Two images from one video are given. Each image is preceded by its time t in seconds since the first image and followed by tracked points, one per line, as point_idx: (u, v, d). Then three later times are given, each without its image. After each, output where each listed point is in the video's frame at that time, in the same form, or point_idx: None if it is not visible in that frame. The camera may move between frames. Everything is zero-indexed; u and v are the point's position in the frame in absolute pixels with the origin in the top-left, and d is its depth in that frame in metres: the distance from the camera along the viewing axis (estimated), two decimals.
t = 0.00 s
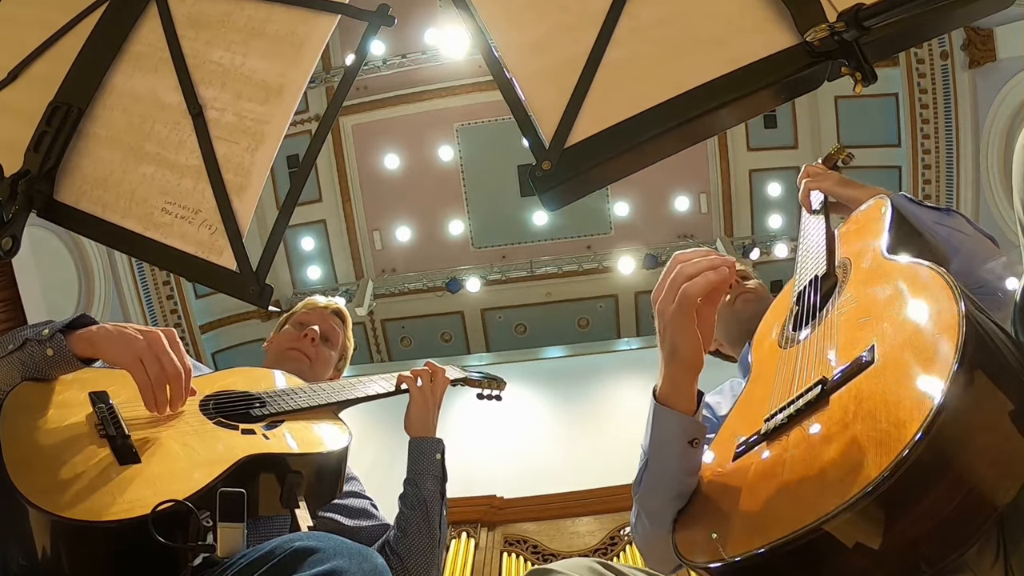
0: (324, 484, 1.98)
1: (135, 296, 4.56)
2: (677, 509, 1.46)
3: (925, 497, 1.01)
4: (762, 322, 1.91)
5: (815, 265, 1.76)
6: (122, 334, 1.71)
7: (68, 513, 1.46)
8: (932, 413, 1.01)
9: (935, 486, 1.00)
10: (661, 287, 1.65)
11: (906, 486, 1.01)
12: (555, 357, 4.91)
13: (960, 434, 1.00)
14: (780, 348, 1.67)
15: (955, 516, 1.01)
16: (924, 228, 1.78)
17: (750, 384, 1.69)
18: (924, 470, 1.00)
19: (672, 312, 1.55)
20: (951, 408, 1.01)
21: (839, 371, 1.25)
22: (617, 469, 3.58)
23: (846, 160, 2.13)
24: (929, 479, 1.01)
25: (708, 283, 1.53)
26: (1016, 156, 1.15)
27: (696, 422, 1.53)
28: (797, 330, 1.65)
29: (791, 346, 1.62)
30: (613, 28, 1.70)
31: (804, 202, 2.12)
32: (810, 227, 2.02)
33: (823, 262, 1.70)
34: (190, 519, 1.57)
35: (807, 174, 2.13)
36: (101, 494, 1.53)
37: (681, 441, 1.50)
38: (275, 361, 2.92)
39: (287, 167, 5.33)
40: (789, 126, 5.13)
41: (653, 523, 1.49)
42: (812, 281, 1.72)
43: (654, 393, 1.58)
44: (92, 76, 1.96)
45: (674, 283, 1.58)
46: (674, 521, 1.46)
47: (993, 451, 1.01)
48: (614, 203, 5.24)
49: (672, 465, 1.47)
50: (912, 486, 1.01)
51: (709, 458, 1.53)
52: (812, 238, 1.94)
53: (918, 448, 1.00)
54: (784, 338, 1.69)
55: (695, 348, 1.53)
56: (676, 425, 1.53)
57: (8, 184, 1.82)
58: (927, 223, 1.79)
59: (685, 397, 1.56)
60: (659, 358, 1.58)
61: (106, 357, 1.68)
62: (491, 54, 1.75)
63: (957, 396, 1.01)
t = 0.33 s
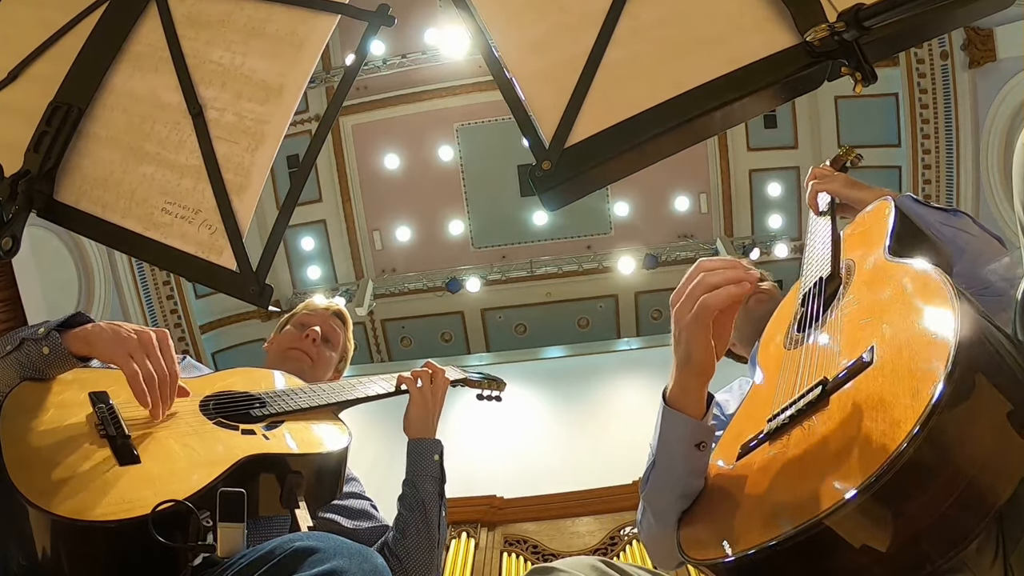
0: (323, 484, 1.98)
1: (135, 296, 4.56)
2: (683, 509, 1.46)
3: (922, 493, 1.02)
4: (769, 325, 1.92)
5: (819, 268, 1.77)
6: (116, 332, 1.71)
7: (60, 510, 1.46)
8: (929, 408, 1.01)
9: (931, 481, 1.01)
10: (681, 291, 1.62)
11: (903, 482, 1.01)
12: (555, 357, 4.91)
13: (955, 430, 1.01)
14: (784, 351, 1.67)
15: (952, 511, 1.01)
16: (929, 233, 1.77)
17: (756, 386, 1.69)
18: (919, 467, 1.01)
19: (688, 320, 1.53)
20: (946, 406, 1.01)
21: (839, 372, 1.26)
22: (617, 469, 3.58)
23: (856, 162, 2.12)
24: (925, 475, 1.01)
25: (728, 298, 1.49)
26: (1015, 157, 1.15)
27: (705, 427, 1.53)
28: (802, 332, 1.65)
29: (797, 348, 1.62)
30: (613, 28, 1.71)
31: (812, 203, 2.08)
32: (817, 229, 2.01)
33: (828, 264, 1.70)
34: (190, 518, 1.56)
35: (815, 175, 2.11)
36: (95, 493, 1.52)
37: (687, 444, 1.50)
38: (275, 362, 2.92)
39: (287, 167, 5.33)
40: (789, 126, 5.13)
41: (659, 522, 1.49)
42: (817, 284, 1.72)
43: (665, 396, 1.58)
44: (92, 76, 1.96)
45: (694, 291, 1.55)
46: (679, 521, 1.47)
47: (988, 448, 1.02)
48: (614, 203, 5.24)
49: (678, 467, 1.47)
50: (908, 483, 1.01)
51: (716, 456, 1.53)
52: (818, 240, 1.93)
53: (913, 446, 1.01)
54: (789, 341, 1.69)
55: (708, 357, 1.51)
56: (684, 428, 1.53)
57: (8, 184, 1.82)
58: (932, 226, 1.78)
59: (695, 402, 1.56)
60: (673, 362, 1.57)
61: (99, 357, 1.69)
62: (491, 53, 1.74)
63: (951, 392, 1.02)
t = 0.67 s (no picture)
0: (323, 485, 1.98)
1: (135, 296, 4.57)
2: (687, 501, 1.48)
3: (916, 489, 1.03)
4: (778, 328, 1.92)
5: (825, 270, 1.78)
6: (122, 319, 1.71)
7: (58, 509, 1.46)
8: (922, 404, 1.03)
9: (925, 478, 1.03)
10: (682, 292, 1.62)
11: (897, 476, 1.03)
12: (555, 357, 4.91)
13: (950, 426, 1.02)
14: (791, 352, 1.68)
15: (947, 506, 1.03)
16: (936, 232, 1.80)
17: (762, 387, 1.70)
18: (910, 463, 1.02)
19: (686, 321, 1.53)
20: (938, 404, 1.03)
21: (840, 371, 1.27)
22: (617, 469, 3.58)
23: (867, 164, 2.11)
24: (919, 472, 1.03)
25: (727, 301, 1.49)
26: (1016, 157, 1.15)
27: (704, 417, 1.54)
28: (807, 334, 1.66)
29: (801, 348, 1.63)
30: (613, 28, 1.71)
31: (818, 205, 2.10)
32: (826, 232, 2.01)
33: (834, 266, 1.71)
34: (190, 519, 1.56)
35: (822, 178, 2.09)
36: (93, 492, 1.52)
37: (688, 433, 1.52)
38: (276, 363, 2.92)
39: (287, 167, 5.33)
40: (789, 126, 5.12)
41: (666, 513, 1.51)
42: (823, 286, 1.73)
43: (665, 387, 1.59)
44: (92, 76, 1.96)
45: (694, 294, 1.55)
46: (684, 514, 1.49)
47: (984, 446, 1.03)
48: (614, 203, 5.25)
49: (678, 459, 1.49)
50: (900, 479, 1.03)
51: (722, 454, 1.54)
52: (826, 244, 1.94)
53: (903, 442, 1.02)
54: (795, 343, 1.70)
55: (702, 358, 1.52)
56: (683, 417, 1.54)
57: (8, 184, 1.82)
58: (940, 225, 1.80)
59: (693, 391, 1.56)
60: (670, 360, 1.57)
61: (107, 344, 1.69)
62: (491, 54, 1.75)
63: (945, 389, 1.03)
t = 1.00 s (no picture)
0: (323, 486, 1.98)
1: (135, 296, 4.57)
2: (695, 494, 1.56)
3: (915, 482, 1.13)
4: (787, 328, 1.98)
5: (833, 272, 1.83)
6: (113, 328, 1.69)
7: (57, 509, 1.46)
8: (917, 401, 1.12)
9: (922, 474, 1.12)
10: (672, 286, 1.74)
11: (895, 470, 1.12)
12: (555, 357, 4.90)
13: (946, 425, 1.12)
14: (798, 353, 1.75)
15: (944, 498, 1.13)
16: (943, 231, 1.87)
17: (771, 386, 1.78)
18: (908, 457, 1.12)
19: (686, 307, 1.66)
20: (933, 402, 1.12)
21: (844, 371, 1.36)
22: (617, 470, 3.57)
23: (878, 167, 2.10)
24: (917, 466, 1.12)
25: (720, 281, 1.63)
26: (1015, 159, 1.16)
27: (715, 411, 1.64)
28: (814, 334, 1.72)
29: (808, 348, 1.70)
30: (613, 28, 1.70)
31: (830, 208, 2.09)
32: (835, 234, 2.02)
33: (842, 267, 1.76)
34: (190, 519, 1.56)
35: (833, 180, 2.09)
36: (91, 492, 1.52)
37: (698, 427, 1.62)
38: (276, 364, 2.91)
39: (287, 167, 5.33)
40: (789, 125, 5.12)
41: (676, 507, 1.59)
42: (830, 287, 1.78)
43: (675, 382, 1.70)
44: (92, 76, 1.96)
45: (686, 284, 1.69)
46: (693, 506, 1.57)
47: (980, 443, 1.12)
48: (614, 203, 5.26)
49: (688, 451, 1.58)
50: (899, 472, 1.12)
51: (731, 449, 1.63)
52: (833, 248, 1.95)
53: (899, 437, 1.12)
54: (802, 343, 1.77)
55: (709, 342, 1.65)
56: (694, 411, 1.65)
57: (8, 184, 1.82)
58: (950, 225, 1.87)
59: (702, 386, 1.68)
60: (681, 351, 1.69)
61: (99, 352, 1.67)
62: (491, 54, 1.74)
63: (939, 387, 1.13)
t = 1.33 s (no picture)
0: (323, 488, 1.98)
1: (135, 296, 4.57)
2: (703, 491, 1.57)
3: (916, 478, 1.13)
4: (792, 329, 1.98)
5: (839, 271, 1.83)
6: (105, 330, 1.70)
7: (59, 509, 1.46)
8: (917, 397, 1.13)
9: (923, 470, 1.12)
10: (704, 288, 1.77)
11: (896, 465, 1.13)
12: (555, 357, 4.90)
13: (946, 422, 1.13)
14: (802, 353, 1.76)
15: (944, 494, 1.13)
16: (948, 230, 1.88)
17: (775, 386, 1.78)
18: (910, 452, 1.12)
19: (711, 308, 1.68)
20: (933, 398, 1.13)
21: (846, 369, 1.37)
22: (618, 470, 3.57)
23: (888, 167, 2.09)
24: (917, 462, 1.13)
25: (751, 288, 1.64)
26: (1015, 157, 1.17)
27: (725, 412, 1.63)
28: (818, 335, 1.73)
29: (813, 348, 1.70)
30: (613, 28, 1.71)
31: (836, 207, 2.08)
32: (842, 234, 2.02)
33: (846, 267, 1.77)
34: (190, 519, 1.56)
35: (839, 179, 2.07)
36: (90, 492, 1.52)
37: (710, 427, 1.60)
38: (275, 364, 2.90)
39: (287, 167, 5.33)
40: (789, 125, 5.12)
41: (681, 501, 1.60)
42: (834, 288, 1.78)
43: (690, 381, 1.70)
44: (92, 76, 1.96)
45: (717, 288, 1.72)
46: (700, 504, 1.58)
47: (980, 441, 1.13)
48: (614, 203, 5.27)
49: (698, 450, 1.58)
50: (900, 466, 1.13)
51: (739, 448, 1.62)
52: (840, 249, 1.95)
53: (900, 431, 1.12)
54: (807, 343, 1.77)
55: (728, 343, 1.65)
56: (706, 412, 1.63)
57: (8, 184, 1.81)
58: (955, 222, 1.88)
59: (716, 386, 1.68)
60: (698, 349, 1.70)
61: (89, 353, 1.67)
62: (491, 53, 1.74)
63: (939, 382, 1.14)
